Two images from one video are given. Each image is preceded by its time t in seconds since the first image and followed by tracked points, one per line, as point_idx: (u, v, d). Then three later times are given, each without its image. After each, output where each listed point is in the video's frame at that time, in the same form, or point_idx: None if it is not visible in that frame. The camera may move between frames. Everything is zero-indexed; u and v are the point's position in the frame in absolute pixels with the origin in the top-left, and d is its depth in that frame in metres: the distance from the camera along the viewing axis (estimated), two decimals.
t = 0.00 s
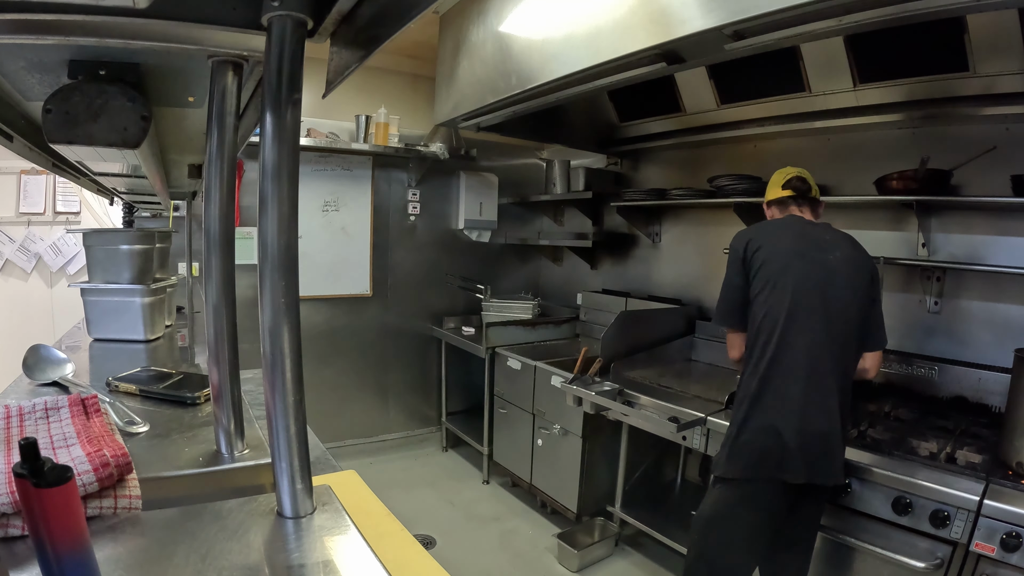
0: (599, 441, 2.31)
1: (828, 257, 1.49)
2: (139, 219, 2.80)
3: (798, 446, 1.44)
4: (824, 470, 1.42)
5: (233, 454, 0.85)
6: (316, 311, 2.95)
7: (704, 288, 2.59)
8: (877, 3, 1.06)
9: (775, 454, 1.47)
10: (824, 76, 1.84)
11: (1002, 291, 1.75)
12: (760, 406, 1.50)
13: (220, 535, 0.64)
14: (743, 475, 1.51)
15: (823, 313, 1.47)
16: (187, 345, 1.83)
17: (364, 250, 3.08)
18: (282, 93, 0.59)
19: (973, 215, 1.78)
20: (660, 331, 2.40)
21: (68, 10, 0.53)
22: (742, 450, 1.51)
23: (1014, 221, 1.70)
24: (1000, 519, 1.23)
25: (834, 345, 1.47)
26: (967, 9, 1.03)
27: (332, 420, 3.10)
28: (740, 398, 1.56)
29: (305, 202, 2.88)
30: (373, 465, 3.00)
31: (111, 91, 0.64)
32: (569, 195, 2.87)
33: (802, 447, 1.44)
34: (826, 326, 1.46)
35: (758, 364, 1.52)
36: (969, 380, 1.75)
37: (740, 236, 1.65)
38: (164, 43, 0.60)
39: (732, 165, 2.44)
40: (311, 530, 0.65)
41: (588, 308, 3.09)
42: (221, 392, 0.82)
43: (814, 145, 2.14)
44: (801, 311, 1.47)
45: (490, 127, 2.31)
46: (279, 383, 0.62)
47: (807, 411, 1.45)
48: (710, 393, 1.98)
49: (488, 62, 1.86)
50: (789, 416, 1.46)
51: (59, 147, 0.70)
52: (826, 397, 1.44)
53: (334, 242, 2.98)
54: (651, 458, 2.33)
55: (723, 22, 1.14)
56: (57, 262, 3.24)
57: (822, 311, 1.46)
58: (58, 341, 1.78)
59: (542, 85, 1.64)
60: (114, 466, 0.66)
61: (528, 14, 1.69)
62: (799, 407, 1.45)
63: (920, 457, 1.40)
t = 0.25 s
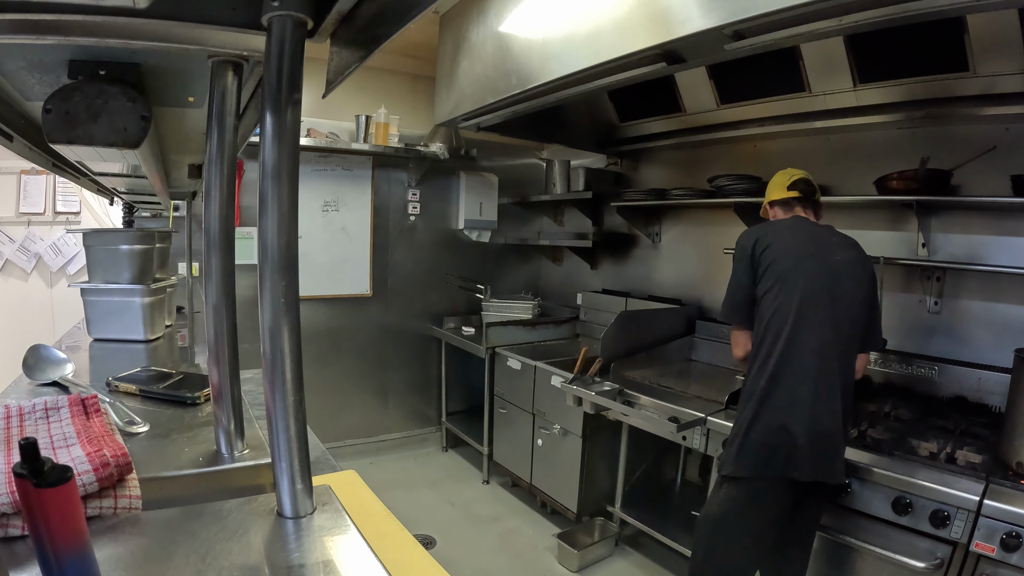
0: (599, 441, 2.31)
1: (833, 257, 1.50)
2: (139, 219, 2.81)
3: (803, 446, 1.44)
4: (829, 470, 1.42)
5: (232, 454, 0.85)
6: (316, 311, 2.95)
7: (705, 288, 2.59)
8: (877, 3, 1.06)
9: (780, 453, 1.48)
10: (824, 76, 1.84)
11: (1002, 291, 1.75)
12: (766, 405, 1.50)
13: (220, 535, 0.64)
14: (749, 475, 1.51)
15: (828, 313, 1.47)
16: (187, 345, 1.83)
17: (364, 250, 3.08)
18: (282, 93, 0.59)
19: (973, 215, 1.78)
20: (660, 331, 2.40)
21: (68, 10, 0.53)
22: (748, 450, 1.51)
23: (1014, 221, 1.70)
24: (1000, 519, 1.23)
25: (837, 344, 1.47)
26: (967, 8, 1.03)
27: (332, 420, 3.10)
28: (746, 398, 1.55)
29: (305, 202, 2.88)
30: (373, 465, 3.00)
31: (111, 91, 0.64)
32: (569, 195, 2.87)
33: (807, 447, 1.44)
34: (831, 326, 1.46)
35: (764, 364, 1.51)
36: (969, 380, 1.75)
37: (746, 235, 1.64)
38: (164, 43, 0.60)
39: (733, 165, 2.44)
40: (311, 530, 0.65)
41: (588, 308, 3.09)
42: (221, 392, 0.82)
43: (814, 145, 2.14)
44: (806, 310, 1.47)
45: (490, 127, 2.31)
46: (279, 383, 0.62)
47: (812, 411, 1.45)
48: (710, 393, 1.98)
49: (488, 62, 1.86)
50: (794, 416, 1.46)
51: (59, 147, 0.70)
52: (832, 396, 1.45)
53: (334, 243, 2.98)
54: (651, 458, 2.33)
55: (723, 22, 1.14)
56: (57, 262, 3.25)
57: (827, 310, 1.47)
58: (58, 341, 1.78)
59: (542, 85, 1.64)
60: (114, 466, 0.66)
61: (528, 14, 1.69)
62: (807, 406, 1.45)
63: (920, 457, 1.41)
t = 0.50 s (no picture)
0: (599, 441, 2.31)
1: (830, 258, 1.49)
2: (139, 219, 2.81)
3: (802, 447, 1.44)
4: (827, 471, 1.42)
5: (232, 454, 0.85)
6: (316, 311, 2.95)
7: (705, 288, 2.59)
8: (877, 3, 1.06)
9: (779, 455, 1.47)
10: (824, 76, 1.84)
11: (1002, 291, 1.75)
12: (765, 407, 1.49)
13: (220, 535, 0.64)
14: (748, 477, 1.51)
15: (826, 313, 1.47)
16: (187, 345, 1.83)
17: (364, 250, 3.08)
18: (283, 93, 0.59)
19: (973, 215, 1.78)
20: (660, 331, 2.40)
21: (69, 10, 0.53)
22: (747, 452, 1.50)
23: (1014, 221, 1.70)
24: (1000, 519, 1.23)
25: (835, 344, 1.47)
26: (967, 9, 1.03)
27: (332, 420, 3.10)
28: (742, 397, 1.55)
29: (305, 202, 2.88)
30: (372, 465, 3.00)
31: (111, 91, 0.64)
32: (569, 195, 2.87)
33: (806, 448, 1.44)
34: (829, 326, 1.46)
35: (762, 365, 1.51)
36: (969, 380, 1.75)
37: (743, 233, 1.61)
38: (164, 43, 0.60)
39: (732, 165, 2.44)
40: (311, 530, 0.65)
41: (588, 308, 3.09)
42: (221, 392, 0.82)
43: (814, 145, 2.14)
44: (806, 310, 1.46)
45: (490, 127, 2.31)
46: (278, 383, 0.62)
47: (810, 411, 1.45)
48: (710, 393, 1.98)
49: (488, 62, 1.86)
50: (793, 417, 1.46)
51: (59, 147, 0.70)
52: (830, 396, 1.45)
53: (334, 243, 2.98)
54: (651, 458, 2.33)
55: (723, 22, 1.14)
56: (58, 262, 3.25)
57: (825, 311, 1.46)
58: (58, 341, 1.78)
59: (542, 85, 1.64)
60: (114, 466, 0.66)
61: (528, 14, 1.69)
62: (805, 407, 1.45)
63: (920, 457, 1.41)
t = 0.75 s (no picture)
0: (599, 441, 2.31)
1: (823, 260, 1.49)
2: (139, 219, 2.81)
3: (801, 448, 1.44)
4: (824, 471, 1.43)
5: (232, 454, 0.85)
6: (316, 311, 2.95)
7: (705, 288, 2.59)
8: (877, 3, 1.06)
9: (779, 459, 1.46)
10: (824, 76, 1.84)
11: (1002, 291, 1.75)
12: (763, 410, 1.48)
13: (220, 536, 0.64)
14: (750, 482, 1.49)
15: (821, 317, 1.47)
16: (187, 346, 1.83)
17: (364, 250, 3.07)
18: (283, 93, 0.59)
19: (973, 215, 1.78)
20: (660, 331, 2.41)
21: (70, 10, 0.53)
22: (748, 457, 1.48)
23: (1014, 220, 1.70)
24: (1000, 519, 1.22)
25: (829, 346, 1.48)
26: (967, 8, 1.03)
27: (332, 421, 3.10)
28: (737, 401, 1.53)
29: (305, 202, 2.88)
30: (372, 465, 3.00)
31: (111, 91, 0.64)
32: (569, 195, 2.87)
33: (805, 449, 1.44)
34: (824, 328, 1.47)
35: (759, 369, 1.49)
36: (969, 380, 1.74)
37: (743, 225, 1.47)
38: (164, 43, 0.60)
39: (732, 165, 2.45)
40: (311, 530, 0.65)
41: (588, 308, 3.09)
42: (221, 392, 0.82)
43: (814, 145, 2.14)
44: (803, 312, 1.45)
45: (490, 127, 2.31)
46: (278, 383, 0.62)
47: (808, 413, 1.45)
48: (710, 393, 1.99)
49: (488, 62, 1.86)
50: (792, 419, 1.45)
51: (59, 147, 0.70)
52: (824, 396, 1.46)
53: (334, 243, 2.98)
54: (651, 459, 2.33)
55: (723, 22, 1.14)
56: (58, 262, 3.25)
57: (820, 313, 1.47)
58: (58, 341, 1.78)
59: (542, 85, 1.64)
60: (114, 466, 0.66)
61: (528, 14, 1.69)
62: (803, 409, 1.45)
63: (920, 457, 1.41)
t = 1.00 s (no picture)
0: (599, 441, 2.31)
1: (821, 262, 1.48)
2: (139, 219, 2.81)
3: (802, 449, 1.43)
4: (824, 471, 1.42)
5: (232, 454, 0.85)
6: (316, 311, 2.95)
7: (705, 288, 2.59)
8: (877, 3, 1.06)
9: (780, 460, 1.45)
10: (824, 76, 1.84)
11: (1002, 291, 1.75)
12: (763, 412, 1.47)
13: (220, 535, 0.64)
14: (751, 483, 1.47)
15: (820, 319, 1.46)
16: (186, 346, 1.82)
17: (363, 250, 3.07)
18: (283, 92, 0.59)
19: (974, 215, 1.78)
20: (660, 331, 2.41)
21: (70, 10, 0.53)
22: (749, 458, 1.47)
23: (1014, 220, 1.70)
24: (1000, 519, 1.22)
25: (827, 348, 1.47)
26: (967, 9, 1.03)
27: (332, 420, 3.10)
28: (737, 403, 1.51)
29: (305, 202, 2.88)
30: (372, 465, 3.00)
31: (111, 91, 0.64)
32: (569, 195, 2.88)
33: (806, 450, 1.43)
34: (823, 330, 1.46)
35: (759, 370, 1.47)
36: (969, 380, 1.74)
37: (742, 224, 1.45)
38: (165, 43, 0.60)
39: (732, 165, 2.45)
40: (311, 530, 0.65)
41: (588, 308, 3.08)
42: (221, 392, 0.82)
43: (814, 145, 2.14)
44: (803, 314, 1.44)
45: (490, 127, 2.31)
46: (278, 383, 0.62)
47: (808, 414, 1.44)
48: (710, 393, 1.99)
49: (488, 62, 1.86)
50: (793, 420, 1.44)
51: (60, 147, 0.70)
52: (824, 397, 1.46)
53: (334, 243, 2.97)
54: (651, 459, 2.33)
55: (723, 22, 1.14)
56: (57, 262, 3.25)
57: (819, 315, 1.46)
58: (58, 341, 1.78)
59: (542, 85, 1.64)
60: (114, 466, 0.66)
61: (529, 14, 1.69)
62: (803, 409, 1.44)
63: (920, 457, 1.41)
